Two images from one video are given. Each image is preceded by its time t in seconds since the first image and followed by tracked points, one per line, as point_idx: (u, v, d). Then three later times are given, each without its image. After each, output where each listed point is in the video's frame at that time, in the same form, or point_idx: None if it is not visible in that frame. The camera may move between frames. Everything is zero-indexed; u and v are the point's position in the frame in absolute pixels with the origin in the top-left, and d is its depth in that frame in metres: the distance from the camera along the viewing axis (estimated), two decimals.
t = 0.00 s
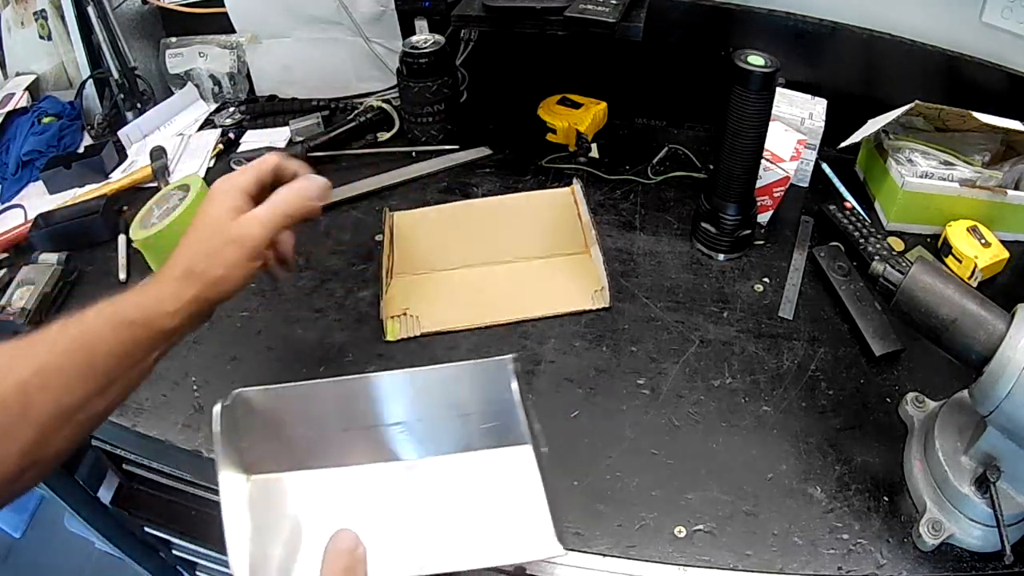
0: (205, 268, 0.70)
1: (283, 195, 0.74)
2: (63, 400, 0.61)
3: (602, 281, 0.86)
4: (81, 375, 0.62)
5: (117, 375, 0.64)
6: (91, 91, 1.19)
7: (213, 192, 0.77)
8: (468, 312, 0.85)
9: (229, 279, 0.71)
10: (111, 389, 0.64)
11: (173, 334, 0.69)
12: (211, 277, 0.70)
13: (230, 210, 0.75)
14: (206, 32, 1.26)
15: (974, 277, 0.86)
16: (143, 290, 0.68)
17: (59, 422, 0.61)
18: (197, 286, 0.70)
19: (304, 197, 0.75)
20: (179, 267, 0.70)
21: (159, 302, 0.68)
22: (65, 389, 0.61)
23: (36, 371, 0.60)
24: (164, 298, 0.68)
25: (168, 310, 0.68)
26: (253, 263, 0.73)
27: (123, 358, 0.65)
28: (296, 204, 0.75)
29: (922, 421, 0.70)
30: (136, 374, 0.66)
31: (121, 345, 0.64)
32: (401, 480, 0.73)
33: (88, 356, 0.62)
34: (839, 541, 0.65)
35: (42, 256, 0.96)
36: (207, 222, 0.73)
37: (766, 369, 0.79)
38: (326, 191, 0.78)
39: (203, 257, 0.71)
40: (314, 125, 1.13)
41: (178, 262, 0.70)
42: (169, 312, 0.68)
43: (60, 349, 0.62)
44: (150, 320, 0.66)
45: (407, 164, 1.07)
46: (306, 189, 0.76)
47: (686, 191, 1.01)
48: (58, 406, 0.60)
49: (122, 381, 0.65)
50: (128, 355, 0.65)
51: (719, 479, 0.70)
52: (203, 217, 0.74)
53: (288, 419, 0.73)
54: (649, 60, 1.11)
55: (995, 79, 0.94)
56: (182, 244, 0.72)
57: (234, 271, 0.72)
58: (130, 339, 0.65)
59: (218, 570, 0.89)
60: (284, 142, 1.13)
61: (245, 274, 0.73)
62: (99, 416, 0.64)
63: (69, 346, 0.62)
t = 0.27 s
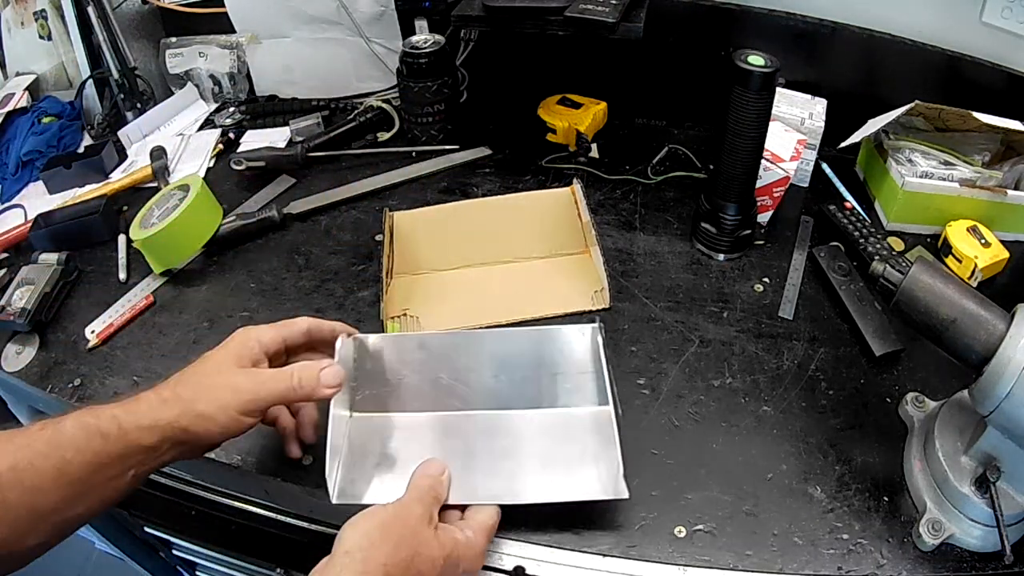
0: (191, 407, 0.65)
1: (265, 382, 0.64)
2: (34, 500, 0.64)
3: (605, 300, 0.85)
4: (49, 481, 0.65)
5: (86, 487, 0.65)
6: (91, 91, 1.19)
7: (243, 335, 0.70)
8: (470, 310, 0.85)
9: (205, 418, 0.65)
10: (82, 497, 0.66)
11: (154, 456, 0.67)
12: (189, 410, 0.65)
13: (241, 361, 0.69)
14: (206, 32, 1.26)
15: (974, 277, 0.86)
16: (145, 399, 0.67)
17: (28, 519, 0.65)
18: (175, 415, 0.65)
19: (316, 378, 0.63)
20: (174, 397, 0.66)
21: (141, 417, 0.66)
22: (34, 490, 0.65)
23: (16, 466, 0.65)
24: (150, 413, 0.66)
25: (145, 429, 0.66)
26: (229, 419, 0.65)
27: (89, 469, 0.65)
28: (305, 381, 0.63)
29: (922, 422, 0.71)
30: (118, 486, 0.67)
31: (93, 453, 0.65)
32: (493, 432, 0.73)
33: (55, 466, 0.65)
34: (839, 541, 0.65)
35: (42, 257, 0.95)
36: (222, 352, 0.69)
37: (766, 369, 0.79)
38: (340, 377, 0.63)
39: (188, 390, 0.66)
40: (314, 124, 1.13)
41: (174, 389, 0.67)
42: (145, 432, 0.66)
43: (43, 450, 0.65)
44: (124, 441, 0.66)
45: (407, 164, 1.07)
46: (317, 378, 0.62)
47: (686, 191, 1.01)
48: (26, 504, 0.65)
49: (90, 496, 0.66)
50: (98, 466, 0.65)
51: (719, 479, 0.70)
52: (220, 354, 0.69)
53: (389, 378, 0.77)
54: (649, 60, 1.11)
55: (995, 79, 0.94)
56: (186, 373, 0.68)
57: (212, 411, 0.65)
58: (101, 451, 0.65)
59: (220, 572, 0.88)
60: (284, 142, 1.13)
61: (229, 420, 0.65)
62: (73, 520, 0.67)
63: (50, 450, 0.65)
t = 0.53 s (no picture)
0: (234, 393, 0.63)
1: (308, 369, 0.61)
2: (63, 486, 0.64)
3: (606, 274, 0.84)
4: (82, 467, 0.64)
5: (120, 474, 0.64)
6: (91, 91, 1.19)
7: (282, 317, 0.69)
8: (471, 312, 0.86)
9: (248, 407, 0.63)
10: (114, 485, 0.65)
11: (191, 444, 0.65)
12: (231, 397, 0.63)
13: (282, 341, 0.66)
14: (206, 32, 1.26)
15: (974, 277, 0.86)
16: (183, 387, 0.65)
17: (56, 505, 0.64)
18: (217, 402, 0.63)
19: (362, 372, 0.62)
20: (215, 382, 0.64)
21: (183, 405, 0.64)
22: (65, 475, 0.64)
23: (47, 449, 0.64)
24: (189, 399, 0.64)
25: (185, 417, 0.64)
26: (271, 404, 0.63)
27: (124, 455, 0.64)
28: (353, 374, 0.61)
29: (922, 421, 0.71)
30: (151, 474, 0.65)
31: (129, 439, 0.64)
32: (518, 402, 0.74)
33: (90, 451, 0.64)
34: (839, 541, 0.65)
35: (42, 257, 0.96)
36: (261, 337, 0.66)
37: (766, 369, 0.79)
38: (384, 376, 0.63)
39: (231, 374, 0.64)
40: (314, 124, 1.13)
41: (215, 375, 0.64)
42: (185, 418, 0.64)
43: (79, 434, 0.64)
44: (164, 428, 0.64)
45: (407, 164, 1.07)
46: (366, 371, 0.62)
47: (686, 191, 1.01)
48: (54, 491, 0.64)
49: (124, 483, 0.65)
50: (135, 453, 0.64)
51: (719, 480, 0.70)
52: (260, 335, 0.67)
53: (416, 347, 0.79)
54: (649, 60, 1.11)
55: (995, 79, 0.94)
56: (225, 357, 0.65)
57: (258, 400, 0.63)
58: (138, 436, 0.64)
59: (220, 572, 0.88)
60: (284, 142, 1.13)
61: (274, 409, 0.63)
62: (104, 506, 0.65)
63: (85, 435, 0.64)
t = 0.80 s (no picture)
0: (258, 420, 0.64)
1: (328, 395, 0.64)
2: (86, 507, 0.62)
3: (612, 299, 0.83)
4: (106, 490, 0.62)
5: (143, 498, 0.63)
6: (91, 91, 1.19)
7: (288, 344, 0.69)
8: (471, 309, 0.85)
9: (272, 432, 0.64)
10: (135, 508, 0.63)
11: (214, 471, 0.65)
12: (255, 422, 0.64)
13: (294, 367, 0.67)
14: (206, 32, 1.26)
15: (974, 277, 0.86)
16: (204, 413, 0.65)
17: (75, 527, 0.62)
18: (242, 429, 0.64)
19: (375, 393, 0.64)
20: (237, 409, 0.64)
21: (204, 433, 0.64)
22: (89, 497, 0.62)
23: (71, 471, 0.62)
24: (213, 426, 0.64)
25: (211, 445, 0.63)
26: (294, 428, 0.64)
27: (148, 480, 0.63)
28: (367, 396, 0.64)
29: (922, 421, 0.71)
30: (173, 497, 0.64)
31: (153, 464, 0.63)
32: (526, 400, 0.75)
33: (114, 474, 0.62)
34: (839, 541, 0.65)
35: (42, 257, 0.96)
36: (273, 361, 0.67)
37: (766, 369, 0.79)
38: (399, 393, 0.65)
39: (253, 401, 0.64)
40: (314, 124, 1.13)
41: (234, 401, 0.65)
42: (208, 446, 0.63)
43: (102, 458, 0.63)
44: (188, 457, 0.63)
45: (407, 164, 1.07)
46: (378, 390, 0.64)
47: (686, 191, 1.01)
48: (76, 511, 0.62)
49: (145, 507, 0.64)
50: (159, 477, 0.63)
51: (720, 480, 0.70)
52: (270, 361, 0.67)
53: (422, 349, 0.78)
54: (649, 60, 1.11)
55: (995, 78, 0.94)
56: (241, 382, 0.66)
57: (281, 424, 0.64)
58: (161, 462, 0.63)
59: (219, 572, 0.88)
60: (284, 142, 1.13)
61: (296, 432, 0.65)
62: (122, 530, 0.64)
63: (110, 458, 0.63)
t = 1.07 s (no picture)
0: (204, 438, 0.66)
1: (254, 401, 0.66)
2: (61, 521, 0.66)
3: (613, 299, 0.83)
4: (78, 506, 0.66)
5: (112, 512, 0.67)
6: (91, 91, 1.19)
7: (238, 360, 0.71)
8: (471, 309, 0.85)
9: (218, 449, 0.66)
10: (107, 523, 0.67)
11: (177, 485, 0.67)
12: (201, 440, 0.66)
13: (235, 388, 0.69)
14: (207, 32, 1.26)
15: (975, 277, 0.86)
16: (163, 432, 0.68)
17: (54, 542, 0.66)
18: (192, 448, 0.66)
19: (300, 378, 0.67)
20: (189, 427, 0.67)
21: (164, 449, 0.66)
22: (63, 513, 0.66)
23: (47, 488, 0.67)
24: (170, 443, 0.67)
25: (167, 461, 0.66)
26: (236, 442, 0.66)
27: (114, 494, 0.66)
28: (291, 390, 0.66)
29: (922, 421, 0.71)
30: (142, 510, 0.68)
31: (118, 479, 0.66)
32: (526, 400, 0.75)
33: (83, 489, 0.66)
34: (839, 541, 0.65)
35: (42, 257, 0.96)
36: (222, 381, 0.70)
37: (766, 369, 0.79)
38: (322, 371, 0.68)
39: (201, 419, 0.67)
40: (314, 124, 1.13)
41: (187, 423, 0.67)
42: (165, 462, 0.66)
43: (72, 476, 0.67)
44: (147, 472, 0.66)
45: (407, 164, 1.07)
46: (302, 377, 0.67)
47: (686, 191, 1.01)
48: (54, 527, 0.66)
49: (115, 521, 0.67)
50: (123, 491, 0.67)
51: (720, 479, 0.70)
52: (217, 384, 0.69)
53: (424, 349, 0.78)
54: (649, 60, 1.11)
55: (995, 78, 0.94)
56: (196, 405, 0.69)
57: (223, 439, 0.66)
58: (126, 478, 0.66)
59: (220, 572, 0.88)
60: (284, 142, 1.13)
61: (243, 446, 0.67)
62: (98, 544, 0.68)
63: (81, 475, 0.67)
